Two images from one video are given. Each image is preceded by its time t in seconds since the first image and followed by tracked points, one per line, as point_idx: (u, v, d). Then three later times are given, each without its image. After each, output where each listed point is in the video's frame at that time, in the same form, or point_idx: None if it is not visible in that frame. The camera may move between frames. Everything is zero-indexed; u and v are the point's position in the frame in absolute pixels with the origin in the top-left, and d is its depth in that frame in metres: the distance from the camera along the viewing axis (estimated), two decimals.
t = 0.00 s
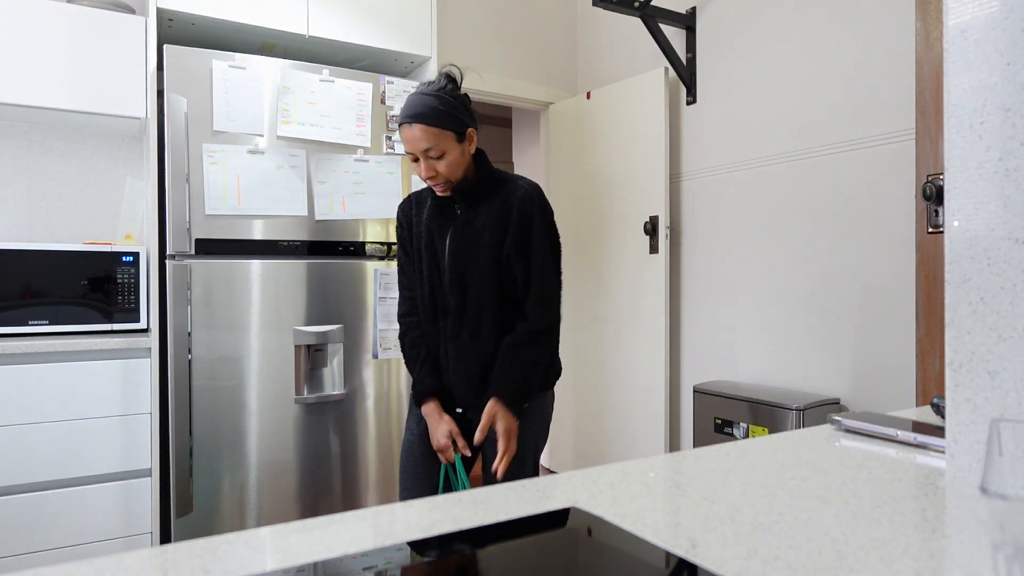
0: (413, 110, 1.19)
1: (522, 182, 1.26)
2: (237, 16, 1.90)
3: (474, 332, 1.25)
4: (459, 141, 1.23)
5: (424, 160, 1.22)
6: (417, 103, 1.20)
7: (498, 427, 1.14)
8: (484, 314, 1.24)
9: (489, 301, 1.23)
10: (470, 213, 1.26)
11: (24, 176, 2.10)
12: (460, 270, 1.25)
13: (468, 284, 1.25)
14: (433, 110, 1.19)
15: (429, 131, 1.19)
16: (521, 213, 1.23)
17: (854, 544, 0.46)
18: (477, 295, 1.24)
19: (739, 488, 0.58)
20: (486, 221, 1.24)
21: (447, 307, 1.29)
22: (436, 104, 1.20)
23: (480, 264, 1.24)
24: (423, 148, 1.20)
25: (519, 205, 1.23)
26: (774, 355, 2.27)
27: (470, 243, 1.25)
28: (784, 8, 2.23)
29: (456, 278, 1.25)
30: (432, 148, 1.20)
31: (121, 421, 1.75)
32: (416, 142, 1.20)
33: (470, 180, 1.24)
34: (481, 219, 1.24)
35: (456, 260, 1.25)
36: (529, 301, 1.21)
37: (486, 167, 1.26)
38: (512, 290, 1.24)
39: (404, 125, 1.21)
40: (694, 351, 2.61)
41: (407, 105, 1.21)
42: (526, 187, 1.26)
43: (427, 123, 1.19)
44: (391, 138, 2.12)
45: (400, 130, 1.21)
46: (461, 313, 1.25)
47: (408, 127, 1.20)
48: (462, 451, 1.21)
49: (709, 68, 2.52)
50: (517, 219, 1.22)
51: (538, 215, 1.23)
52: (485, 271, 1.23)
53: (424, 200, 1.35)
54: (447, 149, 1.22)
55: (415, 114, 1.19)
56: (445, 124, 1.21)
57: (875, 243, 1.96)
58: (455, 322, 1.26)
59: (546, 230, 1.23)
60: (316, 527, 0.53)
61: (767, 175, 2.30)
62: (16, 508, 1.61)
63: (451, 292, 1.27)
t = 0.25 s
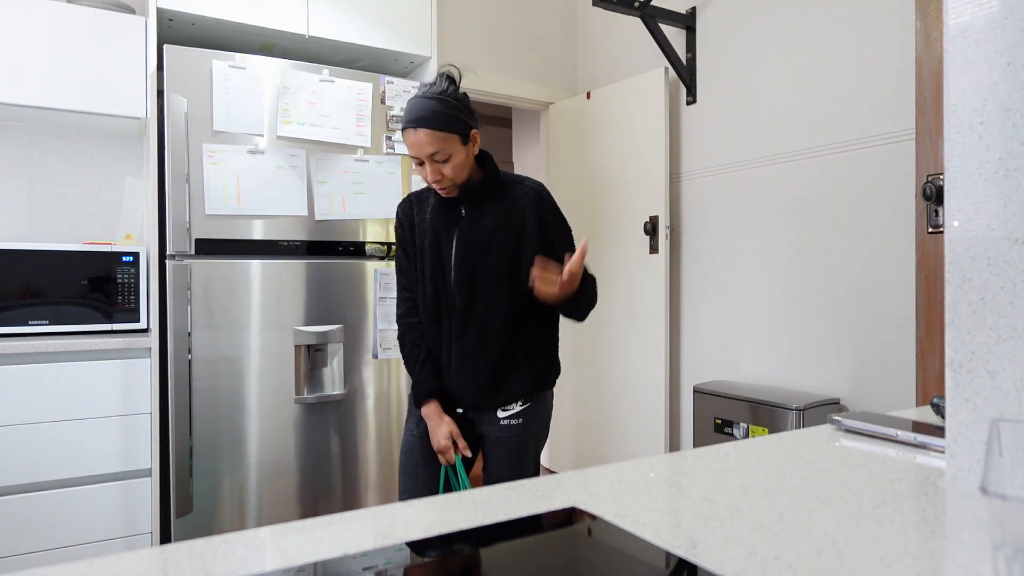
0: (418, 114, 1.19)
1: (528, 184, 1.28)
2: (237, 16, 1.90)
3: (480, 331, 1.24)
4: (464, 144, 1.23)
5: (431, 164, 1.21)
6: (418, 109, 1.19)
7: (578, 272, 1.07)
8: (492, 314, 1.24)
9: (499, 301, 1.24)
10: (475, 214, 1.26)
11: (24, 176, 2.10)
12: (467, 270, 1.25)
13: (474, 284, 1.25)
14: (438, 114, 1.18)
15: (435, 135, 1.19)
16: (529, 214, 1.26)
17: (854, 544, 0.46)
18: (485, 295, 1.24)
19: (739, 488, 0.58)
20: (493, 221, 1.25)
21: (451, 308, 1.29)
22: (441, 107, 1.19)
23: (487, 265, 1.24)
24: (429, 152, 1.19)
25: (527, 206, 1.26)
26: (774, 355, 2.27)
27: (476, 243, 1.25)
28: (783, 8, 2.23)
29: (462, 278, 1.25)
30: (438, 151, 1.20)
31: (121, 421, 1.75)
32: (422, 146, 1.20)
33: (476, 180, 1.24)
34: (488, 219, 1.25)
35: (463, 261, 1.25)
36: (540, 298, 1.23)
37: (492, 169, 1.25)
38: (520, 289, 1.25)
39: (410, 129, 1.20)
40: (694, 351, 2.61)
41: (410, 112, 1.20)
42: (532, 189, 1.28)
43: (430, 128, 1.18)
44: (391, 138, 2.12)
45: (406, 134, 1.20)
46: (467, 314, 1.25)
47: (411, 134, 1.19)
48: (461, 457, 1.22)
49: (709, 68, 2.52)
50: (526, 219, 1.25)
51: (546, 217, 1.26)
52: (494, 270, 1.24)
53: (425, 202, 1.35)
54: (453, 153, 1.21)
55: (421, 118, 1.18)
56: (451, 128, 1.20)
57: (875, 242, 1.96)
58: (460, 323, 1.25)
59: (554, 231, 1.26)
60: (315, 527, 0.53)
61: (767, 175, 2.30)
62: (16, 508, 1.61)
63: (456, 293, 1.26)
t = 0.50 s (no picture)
0: (425, 112, 1.17)
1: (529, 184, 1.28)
2: (237, 16, 1.90)
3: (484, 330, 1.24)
4: (469, 143, 1.23)
5: (436, 164, 1.20)
6: (425, 106, 1.18)
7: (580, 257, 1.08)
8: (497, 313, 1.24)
9: (503, 301, 1.24)
10: (479, 213, 1.26)
11: (24, 175, 2.10)
12: (472, 270, 1.25)
13: (478, 284, 1.25)
14: (445, 113, 1.17)
15: (441, 134, 1.18)
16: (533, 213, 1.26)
17: (854, 544, 0.46)
18: (490, 294, 1.24)
19: (739, 488, 0.58)
20: (497, 220, 1.25)
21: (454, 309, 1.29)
22: (448, 107, 1.18)
23: (491, 264, 1.25)
24: (435, 151, 1.18)
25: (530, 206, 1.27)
26: (774, 354, 2.27)
27: (480, 242, 1.25)
28: (783, 8, 2.23)
29: (467, 277, 1.25)
30: (444, 151, 1.19)
31: (121, 421, 1.75)
32: (428, 145, 1.18)
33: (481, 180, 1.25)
34: (493, 219, 1.25)
35: (468, 260, 1.25)
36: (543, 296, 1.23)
37: (494, 171, 1.26)
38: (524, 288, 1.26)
39: (415, 128, 1.19)
40: (694, 351, 2.61)
41: (415, 109, 1.19)
42: (535, 189, 1.29)
43: (437, 126, 1.17)
44: (391, 138, 2.12)
45: (411, 133, 1.19)
46: (471, 313, 1.24)
47: (418, 131, 1.18)
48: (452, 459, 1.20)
49: (709, 68, 2.52)
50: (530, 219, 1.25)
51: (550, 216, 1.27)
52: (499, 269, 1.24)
53: (426, 203, 1.35)
54: (458, 153, 1.21)
55: (427, 117, 1.17)
56: (457, 127, 1.19)
57: (875, 242, 1.96)
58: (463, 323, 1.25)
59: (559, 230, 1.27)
60: (315, 527, 0.53)
61: (767, 175, 2.30)
62: (16, 508, 1.62)
63: (460, 292, 1.26)
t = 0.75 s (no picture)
0: (424, 118, 1.16)
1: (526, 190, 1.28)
2: (237, 16, 1.90)
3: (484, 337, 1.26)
4: (468, 149, 1.22)
5: (435, 170, 1.19)
6: (424, 111, 1.16)
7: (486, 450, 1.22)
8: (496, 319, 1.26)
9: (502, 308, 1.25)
10: (476, 222, 1.26)
11: (24, 175, 2.10)
12: (472, 278, 1.25)
13: (476, 291, 1.25)
14: (444, 119, 1.16)
15: (441, 141, 1.16)
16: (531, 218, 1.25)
17: (854, 544, 0.46)
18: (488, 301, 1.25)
19: (739, 488, 0.58)
20: (496, 229, 1.25)
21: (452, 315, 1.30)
22: (448, 112, 1.17)
23: (492, 271, 1.25)
24: (435, 158, 1.17)
25: (529, 211, 1.26)
26: (774, 354, 2.27)
27: (479, 250, 1.25)
28: (783, 8, 2.23)
29: (464, 285, 1.25)
30: (444, 157, 1.18)
31: (121, 421, 1.75)
32: (427, 151, 1.17)
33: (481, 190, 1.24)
34: (491, 228, 1.25)
35: (467, 268, 1.25)
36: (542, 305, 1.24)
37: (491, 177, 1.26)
38: (524, 294, 1.27)
39: (414, 134, 1.17)
40: (694, 351, 2.61)
41: (414, 114, 1.16)
42: (531, 194, 1.28)
43: (438, 132, 1.16)
44: (391, 138, 2.12)
45: (409, 139, 1.17)
46: (471, 321, 1.25)
47: (417, 137, 1.16)
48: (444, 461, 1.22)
49: (709, 68, 2.52)
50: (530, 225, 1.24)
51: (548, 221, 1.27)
52: (500, 276, 1.25)
53: (422, 208, 1.34)
54: (458, 159, 1.19)
55: (427, 122, 1.15)
56: (456, 134, 1.18)
57: (875, 242, 1.96)
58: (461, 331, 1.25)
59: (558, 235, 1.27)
60: (315, 527, 0.53)
61: (767, 175, 2.30)
62: (16, 508, 1.61)
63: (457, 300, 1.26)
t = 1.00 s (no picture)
0: (416, 143, 1.08)
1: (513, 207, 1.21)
2: (237, 16, 1.90)
3: (469, 351, 1.25)
4: (460, 171, 1.15)
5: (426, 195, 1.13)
6: (416, 133, 1.08)
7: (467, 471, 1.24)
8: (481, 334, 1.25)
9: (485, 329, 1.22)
10: (460, 242, 1.22)
11: (24, 175, 2.10)
12: (453, 298, 1.22)
13: (459, 312, 1.23)
14: (437, 144, 1.08)
15: (433, 167, 1.09)
16: (513, 239, 1.19)
17: (854, 544, 0.46)
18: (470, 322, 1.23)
19: (739, 488, 0.58)
20: (478, 251, 1.21)
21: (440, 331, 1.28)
22: (441, 136, 1.09)
23: (475, 293, 1.22)
24: (426, 184, 1.10)
25: (512, 232, 1.19)
26: (774, 354, 2.27)
27: (462, 269, 1.22)
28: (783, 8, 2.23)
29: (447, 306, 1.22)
30: (436, 184, 1.11)
31: (121, 421, 1.75)
32: (418, 177, 1.10)
33: (466, 210, 1.19)
34: (474, 248, 1.21)
35: (450, 288, 1.22)
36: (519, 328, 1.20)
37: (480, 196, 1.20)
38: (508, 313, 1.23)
39: (404, 158, 1.09)
40: (694, 351, 2.61)
41: (405, 135, 1.08)
42: (517, 213, 1.21)
43: (432, 156, 1.08)
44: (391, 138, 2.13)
45: (399, 163, 1.09)
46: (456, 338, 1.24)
47: (409, 160, 1.08)
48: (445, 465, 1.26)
49: (709, 68, 2.52)
50: (511, 248, 1.18)
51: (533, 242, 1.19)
52: (482, 296, 1.22)
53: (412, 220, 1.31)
54: (450, 184, 1.13)
55: (418, 148, 1.08)
56: (449, 158, 1.11)
57: (875, 242, 1.96)
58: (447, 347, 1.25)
59: (542, 257, 1.20)
60: (316, 527, 0.53)
61: (766, 175, 2.30)
62: (16, 508, 1.61)
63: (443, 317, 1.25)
